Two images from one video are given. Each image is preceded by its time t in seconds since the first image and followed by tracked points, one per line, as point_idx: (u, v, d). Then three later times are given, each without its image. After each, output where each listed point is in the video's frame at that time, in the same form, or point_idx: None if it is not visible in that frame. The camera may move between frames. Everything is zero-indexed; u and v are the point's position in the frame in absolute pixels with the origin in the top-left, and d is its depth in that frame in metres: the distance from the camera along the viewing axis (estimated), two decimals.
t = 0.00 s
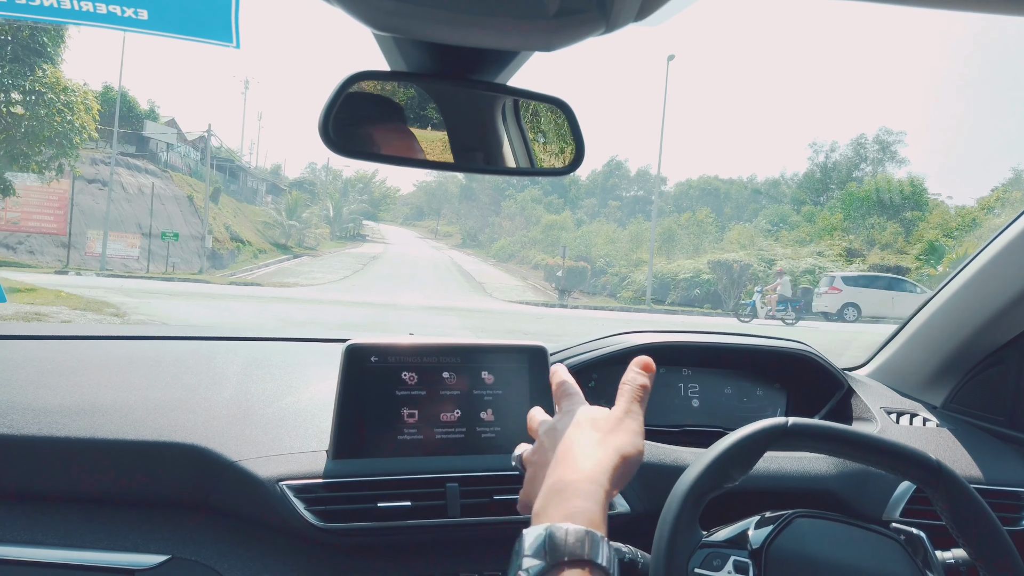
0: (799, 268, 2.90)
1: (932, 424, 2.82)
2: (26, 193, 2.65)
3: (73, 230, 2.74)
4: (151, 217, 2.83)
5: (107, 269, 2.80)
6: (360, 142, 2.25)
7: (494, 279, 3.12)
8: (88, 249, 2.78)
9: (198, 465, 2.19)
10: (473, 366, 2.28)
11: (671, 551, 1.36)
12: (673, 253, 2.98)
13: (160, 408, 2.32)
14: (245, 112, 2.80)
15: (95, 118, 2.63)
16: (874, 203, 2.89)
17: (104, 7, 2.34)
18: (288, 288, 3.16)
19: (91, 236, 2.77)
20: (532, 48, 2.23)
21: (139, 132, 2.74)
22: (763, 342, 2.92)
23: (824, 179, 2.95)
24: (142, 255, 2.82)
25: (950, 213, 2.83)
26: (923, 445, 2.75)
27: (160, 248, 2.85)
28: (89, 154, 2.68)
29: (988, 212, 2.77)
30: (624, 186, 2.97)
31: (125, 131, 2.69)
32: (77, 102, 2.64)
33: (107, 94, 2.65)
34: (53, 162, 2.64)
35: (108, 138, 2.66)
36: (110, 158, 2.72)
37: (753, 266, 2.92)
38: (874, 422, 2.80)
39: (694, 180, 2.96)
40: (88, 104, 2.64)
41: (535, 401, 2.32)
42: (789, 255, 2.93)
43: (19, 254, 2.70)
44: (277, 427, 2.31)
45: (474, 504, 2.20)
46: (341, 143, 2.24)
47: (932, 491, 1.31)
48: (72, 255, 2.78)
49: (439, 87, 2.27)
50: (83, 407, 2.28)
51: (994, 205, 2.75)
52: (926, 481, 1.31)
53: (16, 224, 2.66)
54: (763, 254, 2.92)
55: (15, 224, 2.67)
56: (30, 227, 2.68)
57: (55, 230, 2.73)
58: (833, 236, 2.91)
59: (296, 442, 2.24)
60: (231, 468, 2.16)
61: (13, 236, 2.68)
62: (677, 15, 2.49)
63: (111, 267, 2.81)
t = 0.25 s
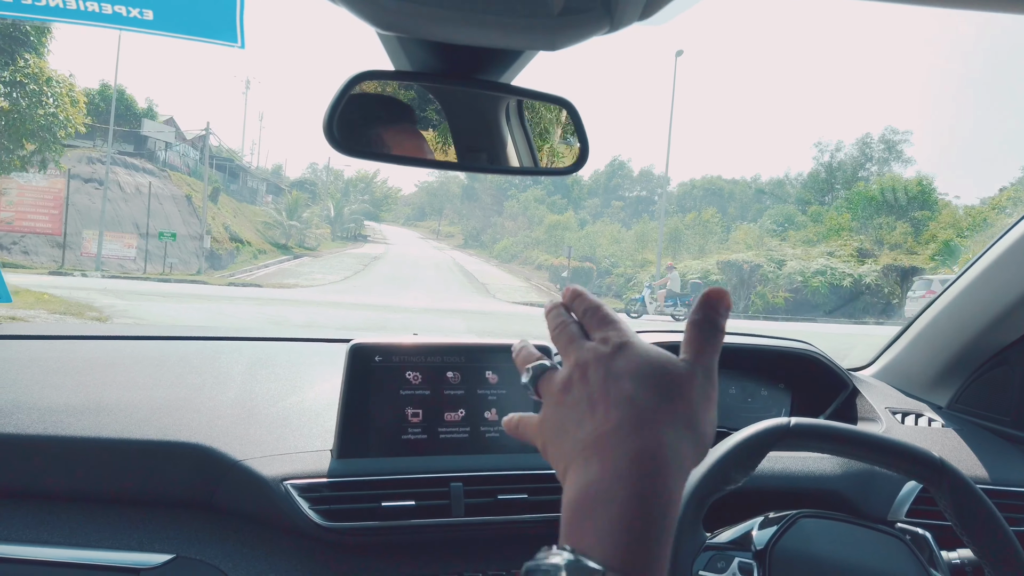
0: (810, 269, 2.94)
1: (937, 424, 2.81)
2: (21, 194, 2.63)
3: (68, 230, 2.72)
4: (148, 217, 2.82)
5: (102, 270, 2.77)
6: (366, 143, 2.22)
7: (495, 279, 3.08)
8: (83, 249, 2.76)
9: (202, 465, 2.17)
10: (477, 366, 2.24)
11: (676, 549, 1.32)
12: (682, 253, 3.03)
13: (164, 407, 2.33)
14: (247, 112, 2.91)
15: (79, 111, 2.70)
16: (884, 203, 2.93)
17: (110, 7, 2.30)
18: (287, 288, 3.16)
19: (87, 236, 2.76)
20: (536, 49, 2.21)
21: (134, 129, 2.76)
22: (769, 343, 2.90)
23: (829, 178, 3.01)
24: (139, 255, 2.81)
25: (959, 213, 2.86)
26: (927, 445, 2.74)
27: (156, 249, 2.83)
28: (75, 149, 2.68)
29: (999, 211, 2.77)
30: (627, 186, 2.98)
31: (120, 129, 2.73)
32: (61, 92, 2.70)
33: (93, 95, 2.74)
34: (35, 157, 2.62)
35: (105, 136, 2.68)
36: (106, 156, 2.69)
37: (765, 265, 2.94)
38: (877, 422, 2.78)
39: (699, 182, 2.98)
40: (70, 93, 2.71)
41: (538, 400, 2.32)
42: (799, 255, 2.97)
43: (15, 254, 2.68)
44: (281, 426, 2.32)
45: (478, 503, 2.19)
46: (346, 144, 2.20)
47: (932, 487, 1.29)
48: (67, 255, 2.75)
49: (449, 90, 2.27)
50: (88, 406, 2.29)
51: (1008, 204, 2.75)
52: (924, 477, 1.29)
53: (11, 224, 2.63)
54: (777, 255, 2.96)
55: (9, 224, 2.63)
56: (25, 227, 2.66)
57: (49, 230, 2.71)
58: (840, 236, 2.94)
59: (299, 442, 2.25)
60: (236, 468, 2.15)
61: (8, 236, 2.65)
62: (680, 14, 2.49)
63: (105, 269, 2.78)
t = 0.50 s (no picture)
0: (819, 270, 2.92)
1: (939, 421, 2.81)
2: (16, 194, 2.62)
3: (63, 230, 2.70)
4: (145, 217, 2.83)
5: (99, 270, 2.77)
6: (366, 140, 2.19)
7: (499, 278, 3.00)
8: (80, 250, 2.74)
9: (201, 463, 2.15)
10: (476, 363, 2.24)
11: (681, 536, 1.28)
12: (689, 253, 2.94)
13: (164, 406, 2.33)
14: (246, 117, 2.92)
15: (65, 104, 2.77)
16: (893, 202, 2.87)
17: (108, 4, 2.27)
18: (287, 290, 3.11)
19: (83, 236, 2.72)
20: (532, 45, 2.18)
21: (134, 128, 2.78)
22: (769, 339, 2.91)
23: (832, 179, 2.93)
24: (136, 255, 2.82)
25: (968, 213, 2.81)
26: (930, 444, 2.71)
27: (154, 249, 2.86)
28: (68, 148, 2.71)
29: (1008, 210, 2.73)
30: (628, 186, 2.95)
31: (118, 127, 2.74)
32: (46, 84, 2.79)
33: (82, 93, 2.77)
34: (22, 154, 2.64)
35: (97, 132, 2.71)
36: (105, 157, 2.71)
37: (772, 267, 2.94)
38: (880, 420, 2.75)
39: (701, 180, 2.92)
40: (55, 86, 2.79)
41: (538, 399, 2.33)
42: (808, 255, 2.95)
43: (11, 254, 2.70)
44: (280, 425, 2.31)
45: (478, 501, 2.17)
46: (345, 139, 2.20)
47: (932, 484, 1.29)
48: (63, 255, 2.74)
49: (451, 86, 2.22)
50: (90, 405, 2.29)
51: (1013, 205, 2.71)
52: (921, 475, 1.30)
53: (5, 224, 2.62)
54: (783, 255, 2.93)
55: (5, 225, 2.63)
56: (19, 227, 2.65)
57: (44, 230, 2.69)
58: (849, 236, 2.92)
59: (299, 440, 2.24)
60: (235, 467, 2.13)
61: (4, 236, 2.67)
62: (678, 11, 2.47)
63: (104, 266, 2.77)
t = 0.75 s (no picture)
0: (828, 271, 2.90)
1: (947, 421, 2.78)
2: (12, 193, 2.57)
3: (60, 230, 2.67)
4: (143, 216, 2.80)
5: (95, 270, 2.78)
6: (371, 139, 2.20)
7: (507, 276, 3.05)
8: (76, 250, 2.73)
9: (207, 464, 2.17)
10: (482, 363, 2.28)
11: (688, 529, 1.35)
12: (694, 253, 2.99)
13: (171, 406, 2.32)
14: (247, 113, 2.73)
15: (54, 99, 2.66)
16: (902, 202, 2.84)
17: (115, 4, 2.31)
18: (287, 290, 3.11)
19: (80, 236, 2.72)
20: (544, 41, 2.17)
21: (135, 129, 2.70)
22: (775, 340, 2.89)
23: (838, 178, 2.87)
24: (134, 255, 2.80)
25: (976, 213, 2.83)
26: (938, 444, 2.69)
27: (152, 249, 2.83)
28: (65, 147, 2.66)
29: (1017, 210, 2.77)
30: (632, 186, 2.96)
31: (114, 125, 2.67)
32: (31, 76, 2.65)
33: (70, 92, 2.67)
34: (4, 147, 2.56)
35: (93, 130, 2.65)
36: (104, 155, 2.68)
37: (781, 268, 2.93)
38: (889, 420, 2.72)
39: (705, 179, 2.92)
40: (42, 78, 2.66)
41: (546, 399, 2.32)
42: (817, 256, 2.91)
43: (7, 254, 2.59)
44: (287, 425, 2.28)
45: (486, 503, 2.15)
46: (351, 139, 2.22)
47: (943, 484, 1.30)
48: (60, 255, 2.71)
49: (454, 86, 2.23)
50: (96, 406, 2.27)
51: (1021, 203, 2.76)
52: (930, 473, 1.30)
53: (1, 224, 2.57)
54: (792, 255, 2.92)
55: None
56: (16, 227, 2.59)
57: (40, 230, 2.64)
58: (856, 236, 2.87)
59: (307, 439, 2.21)
60: (244, 467, 2.14)
61: None
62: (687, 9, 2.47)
63: (99, 267, 2.79)
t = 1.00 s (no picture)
0: (838, 271, 2.81)
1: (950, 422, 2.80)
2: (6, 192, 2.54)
3: (56, 230, 2.66)
4: (141, 216, 2.76)
5: (90, 270, 2.73)
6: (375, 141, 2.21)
7: (509, 280, 3.08)
8: (72, 250, 2.70)
9: (211, 464, 2.18)
10: (485, 363, 2.26)
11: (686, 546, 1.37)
12: (700, 253, 2.94)
13: (175, 406, 2.33)
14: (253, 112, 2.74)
15: (39, 91, 2.62)
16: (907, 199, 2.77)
17: (119, 6, 2.30)
18: (288, 291, 3.05)
19: (76, 236, 2.70)
20: (545, 42, 2.17)
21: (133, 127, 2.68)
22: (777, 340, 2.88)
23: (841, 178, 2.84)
24: (131, 255, 2.76)
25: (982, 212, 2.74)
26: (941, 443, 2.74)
27: (149, 249, 2.79)
28: (62, 146, 2.62)
29: None
30: (634, 186, 3.01)
31: (111, 123, 2.62)
32: (13, 67, 2.59)
33: (63, 89, 2.62)
34: None
35: (91, 128, 2.58)
36: (104, 155, 2.63)
37: (790, 268, 2.88)
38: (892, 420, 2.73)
39: (708, 180, 2.92)
40: (27, 69, 2.61)
41: (548, 399, 2.31)
42: (827, 256, 2.84)
43: None
44: (290, 424, 2.29)
45: (488, 502, 2.15)
46: (354, 139, 2.22)
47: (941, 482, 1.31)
48: (55, 256, 2.67)
49: (459, 88, 2.24)
50: (100, 406, 2.28)
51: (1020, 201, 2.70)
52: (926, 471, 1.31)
53: None
54: (804, 255, 2.86)
55: None
56: (10, 226, 2.57)
57: (37, 229, 2.62)
58: (863, 237, 2.82)
59: (310, 439, 2.22)
60: (247, 467, 2.14)
61: None
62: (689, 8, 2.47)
63: (98, 267, 2.73)
